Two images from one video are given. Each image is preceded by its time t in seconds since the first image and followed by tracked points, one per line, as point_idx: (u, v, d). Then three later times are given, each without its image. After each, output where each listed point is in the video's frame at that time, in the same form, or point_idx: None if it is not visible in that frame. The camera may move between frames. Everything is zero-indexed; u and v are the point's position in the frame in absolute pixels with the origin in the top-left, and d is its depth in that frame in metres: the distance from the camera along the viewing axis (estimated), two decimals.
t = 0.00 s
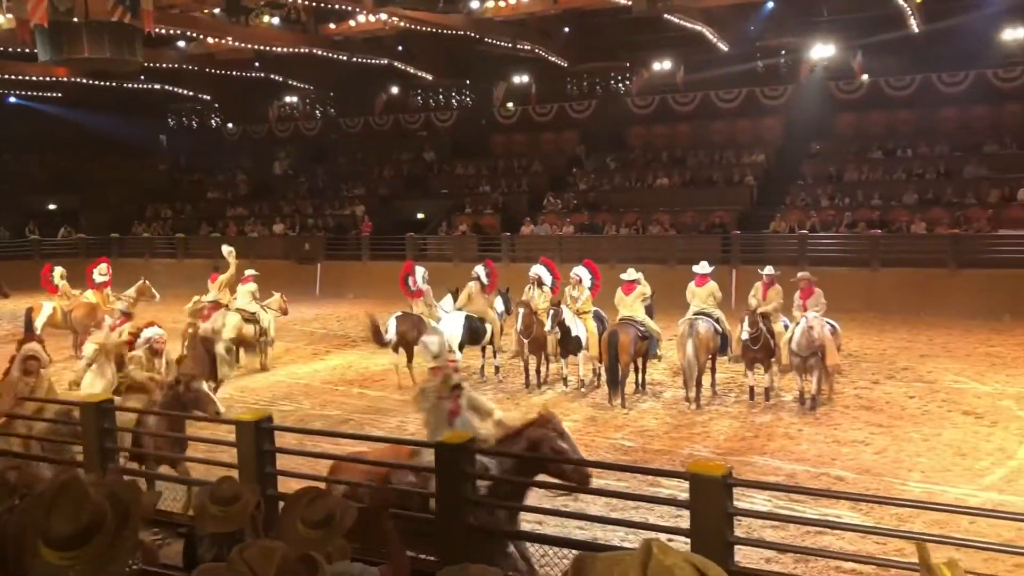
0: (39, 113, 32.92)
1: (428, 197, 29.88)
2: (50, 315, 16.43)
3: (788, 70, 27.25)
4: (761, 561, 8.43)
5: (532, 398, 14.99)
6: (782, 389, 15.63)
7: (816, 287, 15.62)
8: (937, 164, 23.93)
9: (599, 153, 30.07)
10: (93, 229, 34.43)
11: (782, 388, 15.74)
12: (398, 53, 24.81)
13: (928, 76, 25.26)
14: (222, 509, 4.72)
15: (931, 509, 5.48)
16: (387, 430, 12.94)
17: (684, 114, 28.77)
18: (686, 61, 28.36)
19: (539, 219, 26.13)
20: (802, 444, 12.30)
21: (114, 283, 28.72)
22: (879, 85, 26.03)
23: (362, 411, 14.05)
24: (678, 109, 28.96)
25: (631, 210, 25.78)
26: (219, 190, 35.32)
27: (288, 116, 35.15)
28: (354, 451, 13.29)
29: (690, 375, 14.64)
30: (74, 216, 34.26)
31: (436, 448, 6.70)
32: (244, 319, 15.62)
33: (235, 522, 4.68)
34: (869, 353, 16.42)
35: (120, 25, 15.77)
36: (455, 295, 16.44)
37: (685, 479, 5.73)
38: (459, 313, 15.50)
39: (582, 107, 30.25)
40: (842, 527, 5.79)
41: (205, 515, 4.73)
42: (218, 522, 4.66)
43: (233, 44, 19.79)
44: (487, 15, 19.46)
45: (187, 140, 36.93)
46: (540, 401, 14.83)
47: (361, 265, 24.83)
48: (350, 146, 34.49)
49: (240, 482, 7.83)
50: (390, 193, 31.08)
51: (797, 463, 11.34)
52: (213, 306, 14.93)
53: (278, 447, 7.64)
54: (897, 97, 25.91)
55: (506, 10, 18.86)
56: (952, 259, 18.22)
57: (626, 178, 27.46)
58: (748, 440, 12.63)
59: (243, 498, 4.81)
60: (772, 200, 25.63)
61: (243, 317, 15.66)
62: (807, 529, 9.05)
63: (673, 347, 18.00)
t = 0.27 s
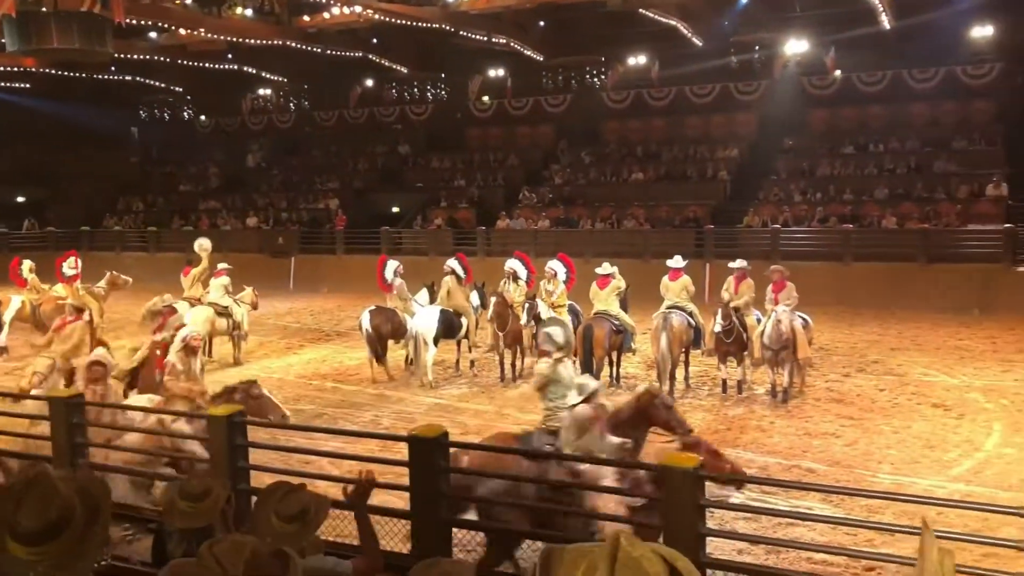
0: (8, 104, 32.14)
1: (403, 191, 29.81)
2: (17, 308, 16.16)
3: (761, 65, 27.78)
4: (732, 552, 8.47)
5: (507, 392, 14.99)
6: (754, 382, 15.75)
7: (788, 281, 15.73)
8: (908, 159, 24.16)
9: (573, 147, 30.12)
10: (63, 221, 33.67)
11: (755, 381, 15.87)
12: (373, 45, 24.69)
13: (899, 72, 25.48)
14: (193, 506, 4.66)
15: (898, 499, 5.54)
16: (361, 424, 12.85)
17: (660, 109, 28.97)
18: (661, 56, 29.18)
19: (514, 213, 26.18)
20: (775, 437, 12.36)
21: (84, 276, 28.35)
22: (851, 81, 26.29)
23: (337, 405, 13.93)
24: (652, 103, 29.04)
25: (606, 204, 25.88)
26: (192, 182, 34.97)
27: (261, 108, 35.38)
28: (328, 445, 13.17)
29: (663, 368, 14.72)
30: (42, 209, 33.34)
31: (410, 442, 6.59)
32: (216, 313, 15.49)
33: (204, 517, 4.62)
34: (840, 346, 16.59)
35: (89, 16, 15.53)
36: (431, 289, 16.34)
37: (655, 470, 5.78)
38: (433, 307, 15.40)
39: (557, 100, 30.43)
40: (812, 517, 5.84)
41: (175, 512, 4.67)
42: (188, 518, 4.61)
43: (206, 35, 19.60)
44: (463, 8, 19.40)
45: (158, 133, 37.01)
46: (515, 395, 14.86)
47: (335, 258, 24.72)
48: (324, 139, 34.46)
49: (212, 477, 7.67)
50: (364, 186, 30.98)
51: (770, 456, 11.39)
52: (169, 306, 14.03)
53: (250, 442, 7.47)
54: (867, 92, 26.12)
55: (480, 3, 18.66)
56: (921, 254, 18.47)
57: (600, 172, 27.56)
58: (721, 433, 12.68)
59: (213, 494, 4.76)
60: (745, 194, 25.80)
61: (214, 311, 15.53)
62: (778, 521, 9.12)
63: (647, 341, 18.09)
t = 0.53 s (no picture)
0: None
1: (377, 185, 29.72)
2: None
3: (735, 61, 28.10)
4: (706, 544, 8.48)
5: (482, 386, 14.97)
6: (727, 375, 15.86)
7: (761, 274, 15.82)
8: (880, 155, 24.36)
9: (549, 141, 30.16)
10: (32, 216, 33.23)
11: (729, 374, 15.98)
12: (347, 39, 24.47)
13: (871, 69, 25.65)
14: (164, 502, 4.65)
15: (867, 489, 5.57)
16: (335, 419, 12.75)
17: (635, 103, 28.99)
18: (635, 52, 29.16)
19: (490, 207, 26.16)
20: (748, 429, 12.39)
21: (54, 271, 28.01)
22: (824, 77, 26.38)
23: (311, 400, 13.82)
24: (627, 97, 29.06)
25: (581, 199, 25.98)
26: (163, 176, 34.56)
27: (234, 102, 34.88)
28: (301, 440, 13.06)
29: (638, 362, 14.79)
30: (12, 203, 32.88)
31: (385, 437, 6.47)
32: (188, 308, 15.34)
33: (175, 513, 4.61)
34: (813, 339, 16.73)
35: (58, 7, 15.33)
36: (406, 283, 16.37)
37: (629, 464, 5.76)
38: (409, 302, 15.31)
39: (533, 95, 30.44)
40: (783, 507, 5.86)
41: (145, 508, 4.66)
42: (160, 514, 4.61)
43: (178, 28, 19.41)
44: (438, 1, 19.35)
45: (130, 126, 36.67)
46: (490, 389, 14.84)
47: (309, 252, 24.60)
48: (297, 133, 34.16)
49: (184, 473, 7.50)
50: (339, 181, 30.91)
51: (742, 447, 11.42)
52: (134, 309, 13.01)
53: (223, 438, 7.28)
54: (840, 88, 26.27)
55: None
56: (892, 248, 18.70)
57: (576, 167, 27.63)
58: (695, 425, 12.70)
59: (184, 489, 4.75)
60: (720, 189, 25.93)
61: (187, 305, 15.37)
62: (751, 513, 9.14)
63: (622, 335, 18.15)
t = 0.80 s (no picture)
0: None
1: (349, 180, 29.64)
2: None
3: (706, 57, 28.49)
4: (679, 536, 8.44)
5: (455, 382, 14.93)
6: (698, 369, 15.97)
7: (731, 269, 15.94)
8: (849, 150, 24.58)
9: (521, 137, 30.25)
10: None
11: (700, 368, 16.11)
12: (317, 33, 24.31)
13: (839, 66, 26.02)
14: (130, 500, 4.66)
15: (836, 480, 5.57)
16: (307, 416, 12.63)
17: (607, 99, 29.11)
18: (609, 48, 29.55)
19: (463, 203, 26.19)
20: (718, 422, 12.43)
21: (21, 267, 27.61)
22: (793, 73, 26.75)
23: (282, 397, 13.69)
24: (598, 93, 29.19)
25: (554, 194, 26.08)
26: (131, 171, 34.16)
27: (203, 96, 34.73)
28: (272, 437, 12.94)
29: (610, 357, 14.82)
30: None
31: (357, 434, 6.40)
32: (158, 304, 15.18)
33: (140, 511, 4.62)
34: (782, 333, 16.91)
35: None
36: (379, 278, 16.35)
37: (601, 458, 5.74)
38: (381, 297, 15.22)
39: (505, 90, 30.48)
40: (755, 500, 5.84)
41: (112, 507, 4.67)
42: (126, 513, 4.62)
43: (146, 21, 19.20)
44: None
45: (98, 121, 36.28)
46: (463, 385, 14.83)
47: (280, 248, 24.46)
48: (267, 128, 33.85)
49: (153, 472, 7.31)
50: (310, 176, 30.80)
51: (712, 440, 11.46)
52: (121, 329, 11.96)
53: (193, 436, 7.11)
54: (809, 84, 26.61)
55: None
56: (860, 242, 18.97)
57: (549, 162, 27.70)
58: (666, 419, 12.73)
59: (151, 488, 4.77)
60: (691, 184, 26.13)
61: (156, 301, 15.21)
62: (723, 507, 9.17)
63: (594, 330, 18.22)
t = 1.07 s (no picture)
0: None
1: (317, 176, 29.50)
2: None
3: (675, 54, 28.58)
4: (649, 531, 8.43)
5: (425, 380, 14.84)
6: (668, 365, 16.05)
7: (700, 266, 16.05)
8: (816, 148, 24.80)
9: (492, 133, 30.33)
10: None
11: (669, 364, 16.20)
12: (286, 28, 24.18)
13: (807, 64, 26.52)
14: (93, 500, 4.52)
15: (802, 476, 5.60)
16: (275, 415, 12.42)
17: (577, 96, 29.50)
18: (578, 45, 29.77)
19: (434, 199, 26.18)
20: (688, 418, 12.38)
21: None
22: (762, 71, 27.13)
23: (250, 396, 13.50)
24: (569, 90, 29.49)
25: (524, 191, 26.20)
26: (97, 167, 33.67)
27: (171, 92, 34.51)
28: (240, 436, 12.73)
29: (580, 353, 14.84)
30: None
31: (323, 432, 6.29)
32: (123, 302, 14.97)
33: (104, 512, 4.50)
34: (750, 329, 17.07)
35: None
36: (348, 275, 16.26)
37: (570, 455, 5.70)
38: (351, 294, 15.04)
39: (476, 87, 30.49)
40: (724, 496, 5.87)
41: (72, 506, 4.52)
42: (85, 513, 4.48)
43: (111, 15, 18.91)
44: None
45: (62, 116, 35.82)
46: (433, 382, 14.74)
47: (249, 245, 24.30)
48: (237, 123, 33.52)
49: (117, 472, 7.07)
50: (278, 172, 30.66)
51: (683, 436, 11.39)
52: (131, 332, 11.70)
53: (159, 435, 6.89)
54: (777, 83, 27.04)
55: None
56: (827, 239, 19.13)
57: (520, 159, 27.83)
58: (637, 415, 12.66)
59: (114, 488, 4.64)
60: (661, 181, 26.34)
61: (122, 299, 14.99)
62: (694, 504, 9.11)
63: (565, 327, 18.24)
